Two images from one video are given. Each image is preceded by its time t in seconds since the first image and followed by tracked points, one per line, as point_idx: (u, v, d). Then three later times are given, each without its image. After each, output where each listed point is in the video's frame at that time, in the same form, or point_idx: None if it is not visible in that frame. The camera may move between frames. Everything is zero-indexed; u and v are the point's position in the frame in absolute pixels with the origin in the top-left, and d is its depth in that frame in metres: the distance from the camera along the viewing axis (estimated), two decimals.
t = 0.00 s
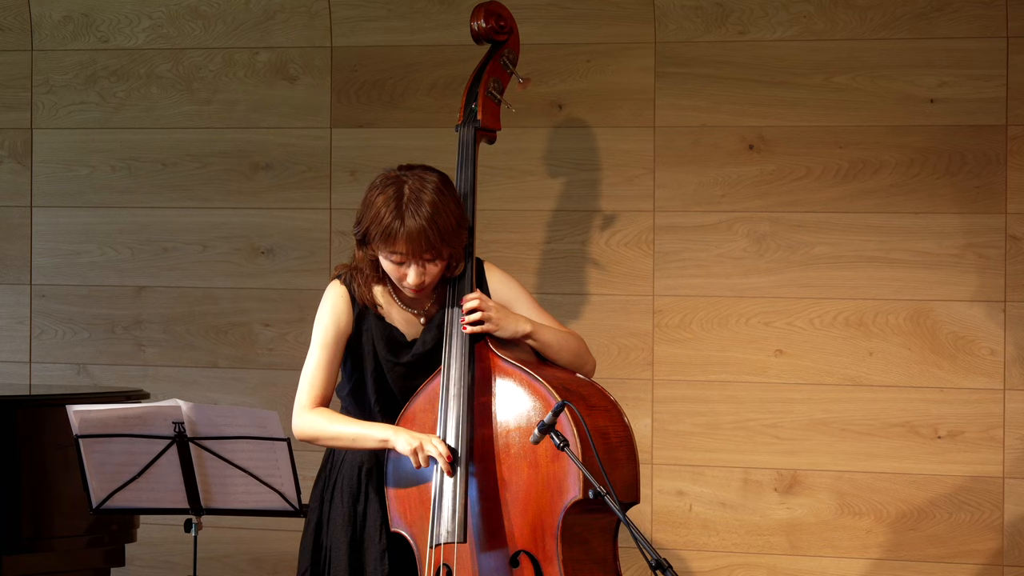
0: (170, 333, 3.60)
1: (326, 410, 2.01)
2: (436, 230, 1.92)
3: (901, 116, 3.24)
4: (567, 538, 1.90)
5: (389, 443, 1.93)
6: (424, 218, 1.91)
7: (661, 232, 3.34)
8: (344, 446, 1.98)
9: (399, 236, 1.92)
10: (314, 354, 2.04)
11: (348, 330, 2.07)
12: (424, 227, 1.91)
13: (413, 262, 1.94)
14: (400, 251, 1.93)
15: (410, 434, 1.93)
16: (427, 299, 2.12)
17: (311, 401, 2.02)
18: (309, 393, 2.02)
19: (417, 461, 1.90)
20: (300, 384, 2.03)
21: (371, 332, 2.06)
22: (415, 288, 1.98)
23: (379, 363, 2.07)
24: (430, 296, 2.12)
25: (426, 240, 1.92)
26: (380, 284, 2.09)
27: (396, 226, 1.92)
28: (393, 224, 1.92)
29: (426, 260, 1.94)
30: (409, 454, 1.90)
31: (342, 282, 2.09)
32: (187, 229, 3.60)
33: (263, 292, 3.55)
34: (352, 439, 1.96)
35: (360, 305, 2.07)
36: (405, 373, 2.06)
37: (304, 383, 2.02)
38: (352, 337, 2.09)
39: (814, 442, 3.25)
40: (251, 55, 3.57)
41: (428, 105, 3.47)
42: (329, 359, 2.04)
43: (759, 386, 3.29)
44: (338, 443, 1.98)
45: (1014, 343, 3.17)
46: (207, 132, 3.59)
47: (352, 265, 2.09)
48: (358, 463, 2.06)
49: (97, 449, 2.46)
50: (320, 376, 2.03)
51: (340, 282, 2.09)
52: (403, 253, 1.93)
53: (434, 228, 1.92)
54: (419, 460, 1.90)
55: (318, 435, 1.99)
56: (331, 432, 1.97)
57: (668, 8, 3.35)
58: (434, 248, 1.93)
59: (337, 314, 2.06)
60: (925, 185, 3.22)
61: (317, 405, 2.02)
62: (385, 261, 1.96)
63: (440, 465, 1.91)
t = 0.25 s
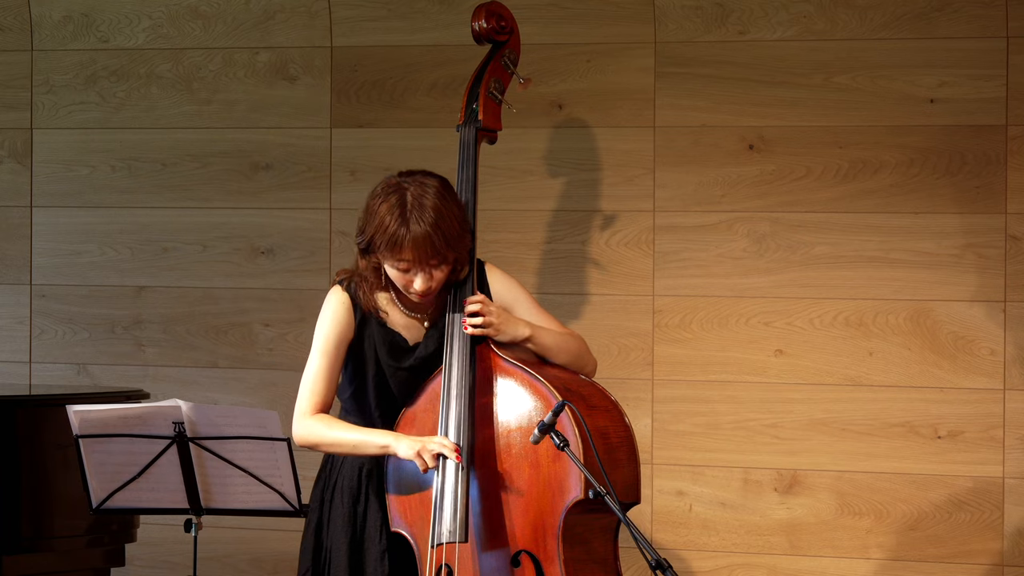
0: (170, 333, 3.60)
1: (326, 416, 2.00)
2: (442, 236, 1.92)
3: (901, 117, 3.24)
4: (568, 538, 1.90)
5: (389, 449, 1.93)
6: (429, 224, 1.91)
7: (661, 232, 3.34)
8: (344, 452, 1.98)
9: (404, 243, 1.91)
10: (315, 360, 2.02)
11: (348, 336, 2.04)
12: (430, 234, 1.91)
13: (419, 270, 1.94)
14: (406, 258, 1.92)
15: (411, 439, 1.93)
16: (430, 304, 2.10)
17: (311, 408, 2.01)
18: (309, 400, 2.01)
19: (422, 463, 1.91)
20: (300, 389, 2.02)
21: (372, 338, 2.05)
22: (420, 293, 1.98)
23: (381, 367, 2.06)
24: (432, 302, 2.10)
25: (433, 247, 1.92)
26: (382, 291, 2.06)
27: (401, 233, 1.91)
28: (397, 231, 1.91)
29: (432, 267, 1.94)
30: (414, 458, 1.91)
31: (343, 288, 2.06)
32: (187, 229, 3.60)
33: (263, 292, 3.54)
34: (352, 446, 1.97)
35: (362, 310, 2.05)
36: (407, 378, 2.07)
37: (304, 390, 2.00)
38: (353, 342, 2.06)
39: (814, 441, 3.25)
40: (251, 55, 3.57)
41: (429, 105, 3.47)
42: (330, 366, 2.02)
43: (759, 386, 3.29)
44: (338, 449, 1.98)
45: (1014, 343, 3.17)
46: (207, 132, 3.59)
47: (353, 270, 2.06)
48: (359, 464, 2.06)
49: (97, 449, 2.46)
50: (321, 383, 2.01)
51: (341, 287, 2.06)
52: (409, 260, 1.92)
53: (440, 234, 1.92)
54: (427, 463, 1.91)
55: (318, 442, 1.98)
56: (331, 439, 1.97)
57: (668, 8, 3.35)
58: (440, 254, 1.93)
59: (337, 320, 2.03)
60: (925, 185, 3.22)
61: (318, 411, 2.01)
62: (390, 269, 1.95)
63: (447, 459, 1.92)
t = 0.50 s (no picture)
0: (170, 333, 3.60)
1: (328, 412, 2.00)
2: (450, 231, 1.92)
3: (901, 117, 3.24)
4: (567, 538, 1.90)
5: (394, 434, 1.93)
6: (437, 220, 1.90)
7: (661, 232, 3.34)
8: (347, 444, 1.98)
9: (413, 240, 1.90)
10: (315, 358, 2.02)
11: (348, 333, 2.05)
12: (439, 229, 1.90)
13: (428, 265, 1.93)
14: (416, 254, 1.91)
15: (413, 426, 1.92)
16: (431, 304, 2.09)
17: (312, 404, 2.00)
18: (311, 397, 2.00)
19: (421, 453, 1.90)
20: (300, 387, 2.01)
21: (373, 338, 2.06)
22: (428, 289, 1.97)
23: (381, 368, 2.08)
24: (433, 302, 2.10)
25: (442, 242, 1.91)
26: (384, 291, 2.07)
27: (410, 230, 1.90)
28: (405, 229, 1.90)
29: (441, 261, 1.93)
30: (411, 447, 1.90)
31: (343, 287, 2.07)
32: (187, 230, 3.60)
33: (263, 292, 3.54)
34: (355, 437, 1.96)
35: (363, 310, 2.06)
36: (408, 379, 2.08)
37: (305, 387, 2.00)
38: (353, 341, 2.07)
39: (814, 442, 3.25)
40: (251, 55, 3.57)
41: (428, 105, 3.47)
42: (330, 363, 2.02)
43: (759, 386, 3.29)
44: (342, 443, 1.98)
45: (1014, 343, 3.17)
46: (207, 132, 3.59)
47: (354, 271, 2.07)
48: (358, 464, 2.06)
49: (97, 449, 2.46)
50: (321, 379, 2.01)
51: (341, 287, 2.07)
52: (418, 256, 1.91)
53: (448, 229, 1.91)
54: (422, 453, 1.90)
55: (321, 438, 1.97)
56: (335, 432, 1.97)
57: (668, 8, 3.35)
58: (449, 248, 1.92)
59: (337, 317, 2.04)
60: (925, 185, 3.22)
61: (319, 408, 2.01)
62: (398, 267, 1.94)
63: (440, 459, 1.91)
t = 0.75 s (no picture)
0: (170, 333, 3.60)
1: (323, 421, 2.03)
2: (457, 248, 1.93)
3: (901, 117, 3.24)
4: (568, 538, 1.91)
5: (391, 444, 1.96)
6: (445, 238, 1.91)
7: (661, 232, 3.34)
8: (343, 453, 2.01)
9: (423, 260, 1.90)
10: (310, 366, 2.04)
11: (345, 342, 2.06)
12: (448, 247, 1.91)
13: (438, 283, 1.94)
14: (426, 274, 1.92)
15: (413, 437, 1.94)
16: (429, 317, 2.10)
17: (308, 412, 2.03)
18: (306, 405, 2.03)
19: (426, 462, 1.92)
20: (297, 395, 2.04)
21: (369, 348, 2.06)
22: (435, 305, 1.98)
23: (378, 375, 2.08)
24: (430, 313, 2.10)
25: (451, 259, 1.92)
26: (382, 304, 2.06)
27: (420, 250, 1.90)
28: (415, 250, 1.90)
29: (449, 279, 1.94)
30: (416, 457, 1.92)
31: (339, 296, 2.07)
32: (187, 229, 3.60)
33: (263, 292, 3.54)
34: (352, 446, 1.99)
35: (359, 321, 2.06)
36: (405, 390, 2.06)
37: (301, 395, 2.03)
38: (350, 349, 2.08)
39: (814, 441, 3.25)
40: (251, 55, 3.57)
41: (429, 105, 3.47)
42: (326, 372, 2.04)
43: (759, 386, 3.29)
44: (339, 451, 2.00)
45: (1014, 342, 3.17)
46: (207, 132, 3.59)
47: (352, 282, 2.07)
48: (357, 464, 2.06)
49: (97, 449, 2.45)
50: (317, 388, 2.04)
51: (338, 295, 2.07)
52: (429, 276, 1.92)
53: (456, 246, 1.93)
54: (429, 463, 1.91)
55: (317, 446, 2.01)
56: (330, 441, 2.00)
57: (668, 8, 3.35)
58: (458, 265, 1.94)
59: (334, 327, 2.05)
60: (925, 186, 3.22)
61: (314, 416, 2.04)
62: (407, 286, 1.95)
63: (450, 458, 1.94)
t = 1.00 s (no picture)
0: (170, 333, 3.60)
1: (325, 422, 2.03)
2: (452, 252, 1.93)
3: (901, 117, 3.24)
4: (567, 538, 1.90)
5: (389, 441, 1.98)
6: (440, 242, 1.91)
7: (661, 232, 3.34)
8: (347, 454, 2.01)
9: (415, 262, 1.90)
10: (310, 370, 2.04)
11: (344, 344, 2.07)
12: (441, 250, 1.91)
13: (429, 286, 1.94)
14: (418, 276, 1.92)
15: (410, 432, 1.97)
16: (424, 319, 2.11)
17: (308, 415, 2.04)
18: (307, 408, 2.04)
19: (420, 457, 1.95)
20: (297, 398, 2.05)
21: (365, 350, 2.07)
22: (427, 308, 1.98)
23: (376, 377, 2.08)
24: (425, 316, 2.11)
25: (444, 263, 1.92)
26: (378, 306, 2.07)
27: (413, 250, 1.90)
28: (407, 251, 1.90)
29: (441, 283, 1.94)
30: (410, 453, 1.95)
31: (337, 297, 2.08)
32: (187, 230, 3.60)
33: (263, 292, 3.54)
34: (352, 446, 2.00)
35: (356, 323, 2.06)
36: (401, 391, 2.07)
37: (302, 398, 2.04)
38: (347, 352, 2.08)
39: (814, 442, 3.25)
40: (251, 55, 3.57)
41: (429, 105, 3.47)
42: (325, 375, 2.05)
43: (759, 386, 3.29)
44: (341, 452, 2.01)
45: (1014, 342, 3.17)
46: (207, 132, 3.59)
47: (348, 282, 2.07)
48: (357, 464, 2.06)
49: (97, 449, 2.45)
50: (318, 390, 2.04)
51: (335, 296, 2.08)
52: (421, 278, 1.92)
53: (450, 250, 1.92)
54: (420, 458, 1.95)
55: (319, 449, 2.01)
56: (331, 443, 2.00)
57: (668, 8, 3.35)
58: (450, 270, 1.93)
59: (332, 329, 2.05)
60: (925, 185, 3.22)
61: (316, 419, 2.04)
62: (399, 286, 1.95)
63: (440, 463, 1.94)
